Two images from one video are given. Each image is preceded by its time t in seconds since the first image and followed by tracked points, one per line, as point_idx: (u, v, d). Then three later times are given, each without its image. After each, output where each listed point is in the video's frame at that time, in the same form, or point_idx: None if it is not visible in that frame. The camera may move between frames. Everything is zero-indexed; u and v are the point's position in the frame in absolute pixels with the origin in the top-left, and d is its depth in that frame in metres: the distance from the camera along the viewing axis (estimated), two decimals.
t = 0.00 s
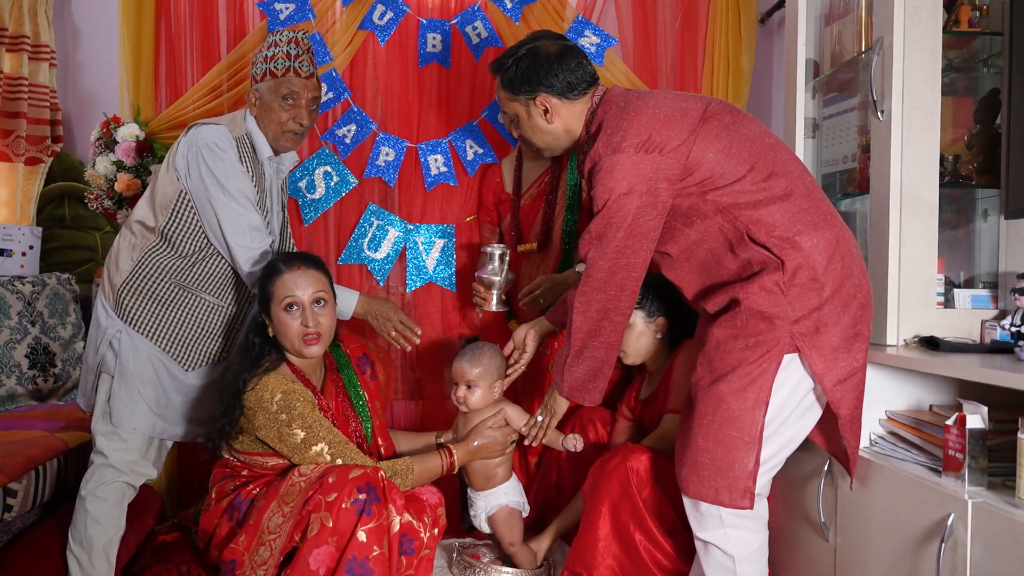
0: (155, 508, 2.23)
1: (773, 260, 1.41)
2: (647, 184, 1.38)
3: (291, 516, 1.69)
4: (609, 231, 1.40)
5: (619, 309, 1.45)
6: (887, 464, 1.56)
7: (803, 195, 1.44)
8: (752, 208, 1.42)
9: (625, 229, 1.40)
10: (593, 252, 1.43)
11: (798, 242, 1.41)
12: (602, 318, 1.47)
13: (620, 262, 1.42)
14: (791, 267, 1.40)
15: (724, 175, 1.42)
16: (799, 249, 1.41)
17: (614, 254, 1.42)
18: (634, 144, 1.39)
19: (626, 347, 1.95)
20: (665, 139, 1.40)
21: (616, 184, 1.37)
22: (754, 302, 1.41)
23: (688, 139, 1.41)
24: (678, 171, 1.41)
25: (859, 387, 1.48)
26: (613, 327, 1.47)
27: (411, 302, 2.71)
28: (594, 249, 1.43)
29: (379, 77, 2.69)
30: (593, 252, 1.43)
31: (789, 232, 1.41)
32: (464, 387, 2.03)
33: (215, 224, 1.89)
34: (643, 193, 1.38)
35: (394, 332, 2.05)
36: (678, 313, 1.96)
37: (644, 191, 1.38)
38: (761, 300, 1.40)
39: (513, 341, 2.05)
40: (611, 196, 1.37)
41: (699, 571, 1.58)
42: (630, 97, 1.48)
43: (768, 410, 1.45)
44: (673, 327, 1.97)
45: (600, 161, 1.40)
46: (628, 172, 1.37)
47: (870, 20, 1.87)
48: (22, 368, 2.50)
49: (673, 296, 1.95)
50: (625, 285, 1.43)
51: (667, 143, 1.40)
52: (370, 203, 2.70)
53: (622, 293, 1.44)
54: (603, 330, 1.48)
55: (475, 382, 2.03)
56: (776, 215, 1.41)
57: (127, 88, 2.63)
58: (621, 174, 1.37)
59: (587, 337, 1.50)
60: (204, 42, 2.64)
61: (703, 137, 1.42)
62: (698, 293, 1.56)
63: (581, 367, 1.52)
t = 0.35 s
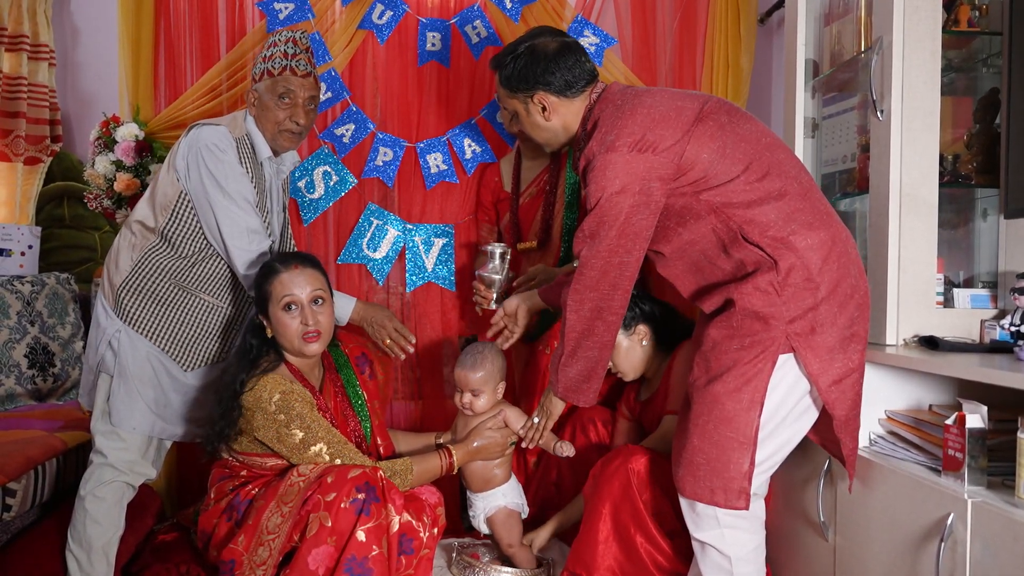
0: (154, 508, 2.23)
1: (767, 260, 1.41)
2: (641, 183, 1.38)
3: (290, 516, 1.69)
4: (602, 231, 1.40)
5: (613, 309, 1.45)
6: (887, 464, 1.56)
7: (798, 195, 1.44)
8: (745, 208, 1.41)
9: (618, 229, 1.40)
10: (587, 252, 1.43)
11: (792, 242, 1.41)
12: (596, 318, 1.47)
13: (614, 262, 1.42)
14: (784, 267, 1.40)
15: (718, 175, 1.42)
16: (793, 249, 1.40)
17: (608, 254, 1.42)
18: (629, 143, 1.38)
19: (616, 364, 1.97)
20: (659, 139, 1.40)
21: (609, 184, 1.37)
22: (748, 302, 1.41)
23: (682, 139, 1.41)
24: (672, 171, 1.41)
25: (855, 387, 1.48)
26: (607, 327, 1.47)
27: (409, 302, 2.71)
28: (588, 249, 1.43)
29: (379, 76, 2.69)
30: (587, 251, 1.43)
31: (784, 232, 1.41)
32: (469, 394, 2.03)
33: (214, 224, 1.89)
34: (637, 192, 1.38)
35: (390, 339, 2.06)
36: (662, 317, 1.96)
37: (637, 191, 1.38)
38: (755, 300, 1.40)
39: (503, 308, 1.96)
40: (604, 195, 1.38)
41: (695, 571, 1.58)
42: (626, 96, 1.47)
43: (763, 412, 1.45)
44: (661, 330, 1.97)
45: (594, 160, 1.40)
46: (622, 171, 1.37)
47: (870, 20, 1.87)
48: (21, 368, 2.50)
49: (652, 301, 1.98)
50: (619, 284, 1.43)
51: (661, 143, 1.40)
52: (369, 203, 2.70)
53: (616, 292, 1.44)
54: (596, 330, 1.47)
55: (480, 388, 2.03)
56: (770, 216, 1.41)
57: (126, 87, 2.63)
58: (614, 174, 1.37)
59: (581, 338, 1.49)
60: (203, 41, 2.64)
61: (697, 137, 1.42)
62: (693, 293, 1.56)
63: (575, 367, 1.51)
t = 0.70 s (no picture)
0: (154, 508, 2.23)
1: (765, 259, 1.41)
2: (639, 182, 1.38)
3: (290, 516, 1.69)
4: (601, 230, 1.40)
5: (612, 308, 1.45)
6: (887, 463, 1.56)
7: (797, 193, 1.43)
8: (744, 206, 1.41)
9: (616, 228, 1.39)
10: (585, 251, 1.43)
11: (791, 240, 1.40)
12: (596, 317, 1.47)
13: (612, 261, 1.42)
14: (782, 266, 1.39)
15: (717, 173, 1.42)
16: (791, 247, 1.40)
17: (606, 253, 1.41)
18: (626, 142, 1.38)
19: (616, 364, 1.96)
20: (656, 137, 1.39)
21: (607, 183, 1.37)
22: (746, 301, 1.40)
23: (680, 137, 1.41)
24: (670, 169, 1.40)
25: (854, 386, 1.47)
26: (606, 327, 1.46)
27: (409, 301, 2.71)
28: (587, 247, 1.43)
29: (378, 76, 2.69)
30: (586, 250, 1.43)
31: (782, 231, 1.41)
32: (470, 394, 2.03)
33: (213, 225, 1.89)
34: (635, 191, 1.38)
35: (386, 343, 2.06)
36: (660, 317, 1.96)
37: (635, 190, 1.38)
38: (753, 299, 1.40)
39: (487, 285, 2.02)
40: (602, 194, 1.37)
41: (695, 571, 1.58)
42: (625, 95, 1.47)
43: (762, 412, 1.44)
44: (659, 330, 1.96)
45: (592, 160, 1.40)
46: (619, 170, 1.37)
47: (870, 18, 1.86)
48: (20, 368, 2.49)
49: (651, 301, 1.98)
50: (617, 283, 1.43)
51: (658, 142, 1.39)
52: (371, 201, 2.70)
53: (614, 291, 1.43)
54: (596, 330, 1.47)
55: (480, 389, 2.03)
56: (769, 214, 1.41)
57: (125, 87, 2.63)
58: (612, 173, 1.37)
59: (581, 337, 1.48)
60: (202, 41, 2.63)
61: (696, 136, 1.42)
62: (692, 291, 1.56)
63: (575, 367, 1.51)
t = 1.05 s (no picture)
0: (154, 508, 2.22)
1: (764, 257, 1.40)
2: (638, 181, 1.38)
3: (290, 516, 1.68)
4: (600, 230, 1.40)
5: (612, 308, 1.44)
6: (888, 461, 1.56)
7: (796, 191, 1.43)
8: (744, 205, 1.41)
9: (616, 227, 1.39)
10: (585, 251, 1.43)
11: (790, 238, 1.40)
12: (596, 317, 1.46)
13: (612, 261, 1.41)
14: (782, 264, 1.39)
15: (716, 171, 1.41)
16: (791, 245, 1.40)
17: (606, 253, 1.41)
18: (625, 142, 1.38)
19: (617, 364, 1.95)
20: (655, 137, 1.39)
21: (606, 182, 1.37)
22: (746, 299, 1.40)
23: (679, 136, 1.40)
24: (669, 168, 1.40)
25: (855, 385, 1.47)
26: (607, 327, 1.46)
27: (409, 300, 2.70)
28: (586, 248, 1.42)
29: (375, 75, 2.69)
30: (586, 250, 1.42)
31: (781, 229, 1.40)
32: (468, 393, 2.02)
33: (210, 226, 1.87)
34: (634, 190, 1.38)
35: (382, 349, 2.07)
36: (662, 315, 1.95)
37: (634, 189, 1.38)
38: (753, 297, 1.40)
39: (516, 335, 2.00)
40: (601, 194, 1.37)
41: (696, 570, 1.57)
42: (623, 95, 1.46)
43: (762, 410, 1.44)
44: (660, 329, 1.96)
45: (591, 159, 1.39)
46: (618, 169, 1.37)
47: (868, 16, 1.86)
48: (19, 369, 2.49)
49: (652, 299, 1.98)
50: (617, 283, 1.43)
51: (657, 141, 1.39)
52: (380, 196, 2.70)
53: (614, 291, 1.43)
54: (596, 330, 1.47)
55: (478, 386, 2.02)
56: (768, 212, 1.40)
57: (123, 87, 2.63)
58: (610, 172, 1.37)
59: (582, 337, 1.48)
60: (200, 40, 2.63)
61: (694, 134, 1.41)
62: (693, 290, 1.56)
63: (576, 367, 1.50)
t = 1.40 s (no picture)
0: (150, 507, 2.22)
1: (759, 254, 1.40)
2: (633, 178, 1.37)
3: (286, 514, 1.68)
4: (595, 227, 1.39)
5: (608, 305, 1.44)
6: (884, 458, 1.56)
7: (791, 187, 1.43)
8: (738, 201, 1.41)
9: (611, 225, 1.39)
10: (580, 249, 1.42)
11: (785, 234, 1.40)
12: (592, 315, 1.46)
13: (608, 258, 1.41)
14: (777, 260, 1.39)
15: (711, 167, 1.41)
16: (786, 242, 1.40)
17: (602, 250, 1.41)
18: (619, 139, 1.38)
19: (615, 359, 1.96)
20: (649, 133, 1.39)
21: (601, 179, 1.36)
22: (740, 296, 1.40)
23: (673, 133, 1.40)
24: (663, 165, 1.40)
25: (850, 381, 1.47)
26: (603, 324, 1.46)
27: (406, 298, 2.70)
28: (582, 245, 1.42)
29: (371, 72, 2.68)
30: (581, 247, 1.42)
31: (776, 225, 1.40)
32: (469, 390, 2.02)
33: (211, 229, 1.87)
34: (629, 187, 1.37)
35: (392, 339, 2.02)
36: (660, 310, 1.94)
37: (629, 186, 1.37)
38: (748, 294, 1.40)
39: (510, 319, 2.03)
40: (596, 191, 1.37)
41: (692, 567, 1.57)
42: (617, 92, 1.46)
43: (758, 406, 1.44)
44: (658, 324, 1.95)
45: (586, 156, 1.39)
46: (613, 166, 1.37)
47: (864, 12, 1.86)
48: (15, 366, 2.48)
49: (651, 293, 1.96)
50: (613, 280, 1.42)
51: (651, 138, 1.39)
52: (382, 190, 2.70)
53: (610, 289, 1.43)
54: (592, 327, 1.46)
55: (478, 384, 2.02)
56: (763, 208, 1.40)
57: (118, 84, 2.62)
58: (605, 169, 1.36)
59: (578, 335, 1.48)
60: (196, 38, 2.62)
61: (689, 131, 1.41)
62: (688, 287, 1.56)
63: (572, 365, 1.50)
